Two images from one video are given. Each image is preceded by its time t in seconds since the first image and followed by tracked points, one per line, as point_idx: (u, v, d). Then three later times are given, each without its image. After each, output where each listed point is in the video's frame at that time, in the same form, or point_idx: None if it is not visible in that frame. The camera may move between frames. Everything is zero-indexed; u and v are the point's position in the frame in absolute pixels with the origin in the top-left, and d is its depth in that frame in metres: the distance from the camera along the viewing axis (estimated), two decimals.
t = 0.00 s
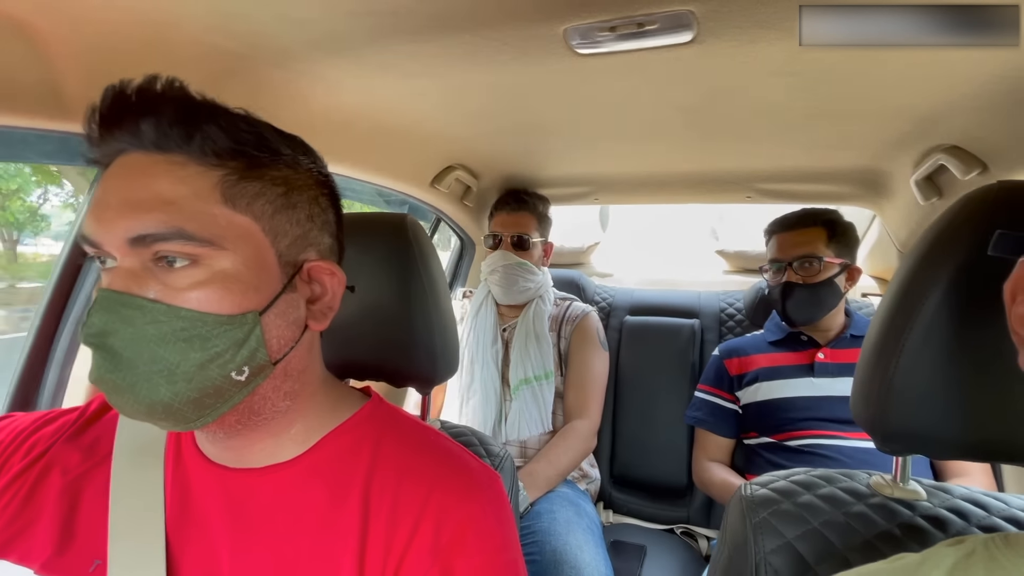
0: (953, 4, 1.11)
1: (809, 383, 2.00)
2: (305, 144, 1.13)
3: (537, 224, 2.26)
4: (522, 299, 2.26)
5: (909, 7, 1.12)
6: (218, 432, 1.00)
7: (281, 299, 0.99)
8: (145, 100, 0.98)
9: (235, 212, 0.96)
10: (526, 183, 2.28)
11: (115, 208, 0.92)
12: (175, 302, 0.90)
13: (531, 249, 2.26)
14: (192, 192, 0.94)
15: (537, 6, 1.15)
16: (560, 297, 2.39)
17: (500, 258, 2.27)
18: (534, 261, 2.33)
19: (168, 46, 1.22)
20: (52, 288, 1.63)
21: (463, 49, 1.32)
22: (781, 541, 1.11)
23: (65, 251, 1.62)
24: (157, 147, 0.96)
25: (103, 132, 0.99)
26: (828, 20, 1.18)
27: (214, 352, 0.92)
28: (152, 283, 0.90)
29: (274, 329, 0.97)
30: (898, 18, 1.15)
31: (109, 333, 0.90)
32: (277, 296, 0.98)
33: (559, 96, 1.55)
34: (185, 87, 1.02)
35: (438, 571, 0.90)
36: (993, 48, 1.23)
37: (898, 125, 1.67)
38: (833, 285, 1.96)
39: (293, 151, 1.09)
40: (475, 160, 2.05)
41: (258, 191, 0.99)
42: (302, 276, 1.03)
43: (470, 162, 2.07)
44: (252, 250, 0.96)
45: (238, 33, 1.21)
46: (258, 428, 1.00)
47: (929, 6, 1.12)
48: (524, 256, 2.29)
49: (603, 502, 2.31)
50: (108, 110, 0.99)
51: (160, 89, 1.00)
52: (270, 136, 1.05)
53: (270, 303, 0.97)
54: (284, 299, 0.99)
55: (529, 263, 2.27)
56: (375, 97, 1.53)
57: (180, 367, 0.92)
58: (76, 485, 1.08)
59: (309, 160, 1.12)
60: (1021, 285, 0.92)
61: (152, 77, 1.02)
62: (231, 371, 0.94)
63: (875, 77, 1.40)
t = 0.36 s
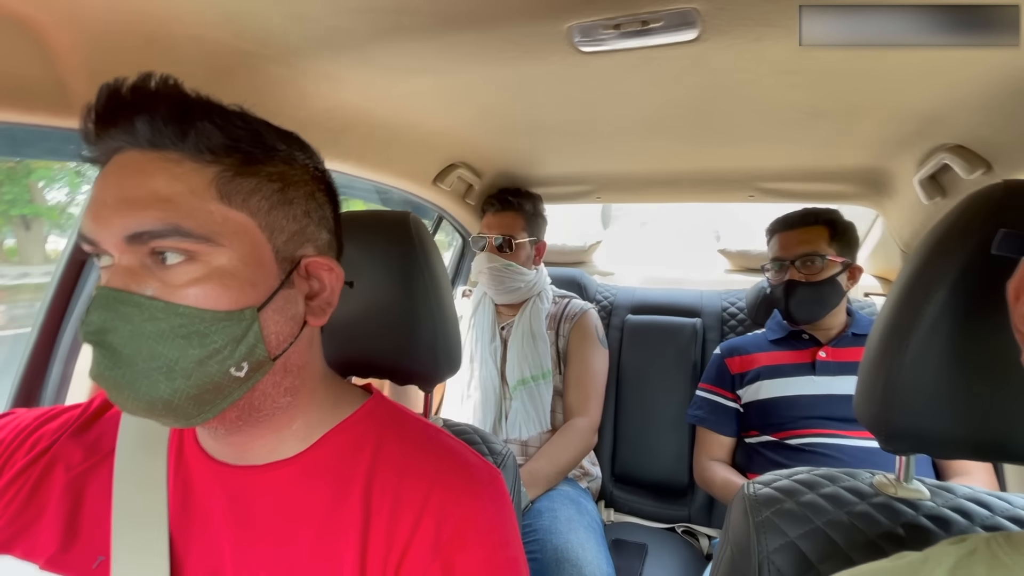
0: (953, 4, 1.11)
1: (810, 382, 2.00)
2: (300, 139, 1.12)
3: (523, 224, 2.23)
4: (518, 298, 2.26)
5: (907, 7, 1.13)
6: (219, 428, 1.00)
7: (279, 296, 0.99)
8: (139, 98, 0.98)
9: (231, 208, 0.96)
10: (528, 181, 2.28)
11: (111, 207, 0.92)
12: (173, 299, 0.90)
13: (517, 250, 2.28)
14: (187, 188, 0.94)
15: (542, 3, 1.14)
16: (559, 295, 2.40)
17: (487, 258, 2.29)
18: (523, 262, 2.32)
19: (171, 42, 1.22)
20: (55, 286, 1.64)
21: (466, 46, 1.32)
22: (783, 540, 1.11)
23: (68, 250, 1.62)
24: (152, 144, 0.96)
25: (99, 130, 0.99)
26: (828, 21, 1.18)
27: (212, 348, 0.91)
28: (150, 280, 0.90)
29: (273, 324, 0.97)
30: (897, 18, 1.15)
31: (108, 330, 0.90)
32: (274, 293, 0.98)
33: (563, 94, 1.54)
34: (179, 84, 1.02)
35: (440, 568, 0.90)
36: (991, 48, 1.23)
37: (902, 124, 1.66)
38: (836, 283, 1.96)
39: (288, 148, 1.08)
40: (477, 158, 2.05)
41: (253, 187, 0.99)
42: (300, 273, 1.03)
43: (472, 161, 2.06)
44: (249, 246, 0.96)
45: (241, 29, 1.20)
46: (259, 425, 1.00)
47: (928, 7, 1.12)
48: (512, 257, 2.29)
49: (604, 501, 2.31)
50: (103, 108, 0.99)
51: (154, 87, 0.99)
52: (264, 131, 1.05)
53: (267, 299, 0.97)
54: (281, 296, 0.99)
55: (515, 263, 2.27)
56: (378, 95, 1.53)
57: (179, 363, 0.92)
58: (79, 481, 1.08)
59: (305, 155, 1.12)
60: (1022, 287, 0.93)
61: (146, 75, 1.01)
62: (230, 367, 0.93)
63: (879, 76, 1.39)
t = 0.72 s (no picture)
0: (952, 4, 1.12)
1: (814, 380, 1.99)
2: (299, 131, 1.11)
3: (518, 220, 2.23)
4: (519, 293, 2.24)
5: (906, 7, 1.13)
6: (222, 421, 1.00)
7: (279, 288, 0.98)
8: (138, 91, 0.97)
9: (229, 200, 0.95)
10: (532, 176, 2.27)
11: (112, 199, 0.92)
12: (172, 291, 0.90)
13: (513, 244, 2.27)
14: (186, 180, 0.93)
15: None
16: (561, 290, 2.38)
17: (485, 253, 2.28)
18: (521, 256, 2.31)
19: (174, 33, 1.20)
20: (57, 279, 1.63)
21: (472, 40, 1.30)
22: (786, 540, 1.11)
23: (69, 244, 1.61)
24: (151, 137, 0.95)
25: (99, 124, 0.99)
26: (828, 20, 1.18)
27: (211, 339, 0.91)
28: (150, 272, 0.90)
29: (273, 317, 0.96)
30: (897, 17, 1.16)
31: (108, 323, 0.90)
32: (274, 285, 0.97)
33: (569, 88, 1.53)
34: (178, 77, 1.01)
35: (442, 565, 0.89)
36: (993, 47, 1.22)
37: (911, 121, 1.65)
38: (841, 281, 1.95)
39: (287, 139, 1.07)
40: (481, 152, 2.04)
41: (251, 178, 0.98)
42: (300, 265, 1.02)
43: (476, 155, 2.05)
44: (248, 237, 0.95)
45: (245, 21, 1.19)
46: (261, 419, 0.99)
47: (927, 6, 1.13)
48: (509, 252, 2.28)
49: (604, 496, 2.31)
50: (103, 102, 0.98)
51: (152, 79, 0.99)
52: (263, 123, 1.04)
53: (267, 291, 0.96)
54: (281, 288, 0.98)
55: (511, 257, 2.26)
56: (382, 88, 1.52)
57: (179, 355, 0.92)
58: (83, 474, 1.07)
59: (304, 147, 1.11)
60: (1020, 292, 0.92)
61: (145, 68, 1.00)
62: (229, 359, 0.93)
63: (890, 72, 1.38)
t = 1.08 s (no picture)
0: (951, 4, 1.11)
1: (815, 380, 1.98)
2: (305, 132, 1.10)
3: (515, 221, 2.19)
4: (517, 294, 2.21)
5: (906, 6, 1.12)
6: (223, 422, 0.99)
7: (284, 289, 0.97)
8: (145, 90, 0.96)
9: (235, 201, 0.94)
10: (533, 175, 2.26)
11: (117, 199, 0.91)
12: (176, 291, 0.89)
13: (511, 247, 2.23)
14: (192, 181, 0.92)
15: None
16: (560, 287, 2.36)
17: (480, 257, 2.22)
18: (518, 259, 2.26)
19: (173, 33, 1.20)
20: (58, 277, 1.59)
21: (472, 38, 1.29)
22: (788, 542, 1.10)
23: (73, 239, 1.58)
24: (157, 137, 0.94)
25: (105, 123, 0.98)
26: (828, 20, 1.17)
27: (216, 340, 0.91)
28: (155, 272, 0.90)
29: (277, 318, 0.96)
30: (897, 18, 1.14)
31: (113, 323, 0.89)
32: (279, 286, 0.97)
33: (570, 87, 1.52)
34: (185, 77, 1.00)
35: (443, 567, 0.89)
36: (994, 48, 1.21)
37: (914, 119, 1.64)
38: (844, 280, 1.94)
39: (294, 141, 1.06)
40: (482, 151, 2.03)
41: (258, 179, 0.97)
42: (305, 266, 1.02)
43: (477, 154, 2.05)
44: (254, 239, 0.94)
45: (244, 20, 1.19)
46: (264, 420, 0.99)
47: (928, 6, 1.12)
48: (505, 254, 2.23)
49: (605, 496, 2.30)
50: (110, 101, 0.97)
51: (161, 79, 0.98)
52: (270, 124, 1.03)
53: (273, 292, 0.95)
54: (286, 289, 0.97)
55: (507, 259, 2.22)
56: (382, 87, 1.51)
57: (183, 356, 0.91)
58: (84, 475, 1.07)
59: (310, 149, 1.10)
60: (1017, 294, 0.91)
61: (152, 67, 1.00)
62: (234, 360, 0.92)
63: (893, 70, 1.37)
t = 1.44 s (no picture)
0: (951, 4, 1.11)
1: (819, 380, 1.98)
2: (317, 129, 1.11)
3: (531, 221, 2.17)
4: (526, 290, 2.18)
5: (904, 6, 1.12)
6: (230, 417, 0.99)
7: (294, 284, 0.98)
8: (161, 84, 0.96)
9: (248, 195, 0.94)
10: (537, 174, 2.26)
11: (130, 191, 0.91)
12: (188, 284, 0.90)
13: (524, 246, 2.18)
14: (206, 175, 0.93)
15: None
16: (561, 286, 2.34)
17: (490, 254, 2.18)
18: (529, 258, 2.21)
19: (181, 32, 1.20)
20: (67, 271, 1.59)
21: (478, 37, 1.30)
22: (793, 540, 1.10)
23: (83, 232, 1.58)
24: (172, 131, 0.95)
25: (120, 117, 0.98)
26: (828, 21, 1.18)
27: (226, 334, 0.91)
28: (166, 265, 0.90)
29: (286, 312, 0.96)
30: (897, 18, 1.15)
31: (124, 314, 0.89)
32: (289, 280, 0.97)
33: (575, 86, 1.53)
34: (200, 72, 1.00)
35: (450, 563, 0.89)
36: (995, 48, 1.22)
37: (919, 119, 1.64)
38: (847, 281, 1.94)
39: (305, 137, 1.07)
40: (486, 150, 2.03)
41: (270, 175, 0.98)
42: (314, 263, 1.02)
43: (481, 153, 2.05)
44: (265, 234, 0.95)
45: (252, 19, 1.19)
46: (271, 415, 0.99)
47: (929, 7, 1.12)
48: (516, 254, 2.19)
49: (609, 495, 2.30)
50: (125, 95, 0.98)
51: (177, 73, 0.98)
52: (283, 120, 1.04)
53: (282, 286, 0.96)
54: (296, 284, 0.98)
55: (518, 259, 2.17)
56: (388, 86, 1.51)
57: (193, 348, 0.91)
58: (91, 469, 1.06)
59: (321, 146, 1.11)
60: None
61: (168, 62, 1.00)
62: (243, 353, 0.93)
63: (899, 69, 1.37)
